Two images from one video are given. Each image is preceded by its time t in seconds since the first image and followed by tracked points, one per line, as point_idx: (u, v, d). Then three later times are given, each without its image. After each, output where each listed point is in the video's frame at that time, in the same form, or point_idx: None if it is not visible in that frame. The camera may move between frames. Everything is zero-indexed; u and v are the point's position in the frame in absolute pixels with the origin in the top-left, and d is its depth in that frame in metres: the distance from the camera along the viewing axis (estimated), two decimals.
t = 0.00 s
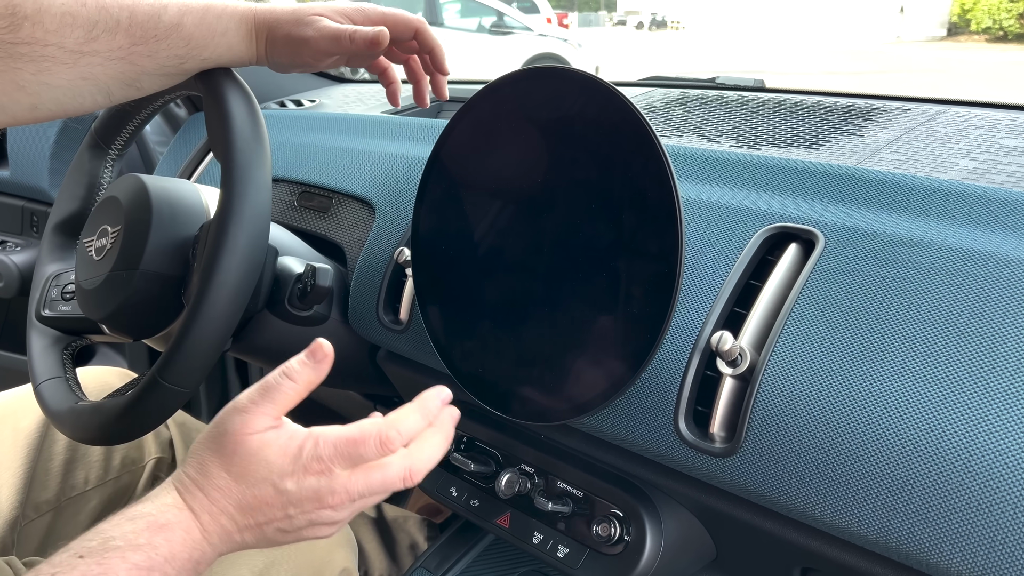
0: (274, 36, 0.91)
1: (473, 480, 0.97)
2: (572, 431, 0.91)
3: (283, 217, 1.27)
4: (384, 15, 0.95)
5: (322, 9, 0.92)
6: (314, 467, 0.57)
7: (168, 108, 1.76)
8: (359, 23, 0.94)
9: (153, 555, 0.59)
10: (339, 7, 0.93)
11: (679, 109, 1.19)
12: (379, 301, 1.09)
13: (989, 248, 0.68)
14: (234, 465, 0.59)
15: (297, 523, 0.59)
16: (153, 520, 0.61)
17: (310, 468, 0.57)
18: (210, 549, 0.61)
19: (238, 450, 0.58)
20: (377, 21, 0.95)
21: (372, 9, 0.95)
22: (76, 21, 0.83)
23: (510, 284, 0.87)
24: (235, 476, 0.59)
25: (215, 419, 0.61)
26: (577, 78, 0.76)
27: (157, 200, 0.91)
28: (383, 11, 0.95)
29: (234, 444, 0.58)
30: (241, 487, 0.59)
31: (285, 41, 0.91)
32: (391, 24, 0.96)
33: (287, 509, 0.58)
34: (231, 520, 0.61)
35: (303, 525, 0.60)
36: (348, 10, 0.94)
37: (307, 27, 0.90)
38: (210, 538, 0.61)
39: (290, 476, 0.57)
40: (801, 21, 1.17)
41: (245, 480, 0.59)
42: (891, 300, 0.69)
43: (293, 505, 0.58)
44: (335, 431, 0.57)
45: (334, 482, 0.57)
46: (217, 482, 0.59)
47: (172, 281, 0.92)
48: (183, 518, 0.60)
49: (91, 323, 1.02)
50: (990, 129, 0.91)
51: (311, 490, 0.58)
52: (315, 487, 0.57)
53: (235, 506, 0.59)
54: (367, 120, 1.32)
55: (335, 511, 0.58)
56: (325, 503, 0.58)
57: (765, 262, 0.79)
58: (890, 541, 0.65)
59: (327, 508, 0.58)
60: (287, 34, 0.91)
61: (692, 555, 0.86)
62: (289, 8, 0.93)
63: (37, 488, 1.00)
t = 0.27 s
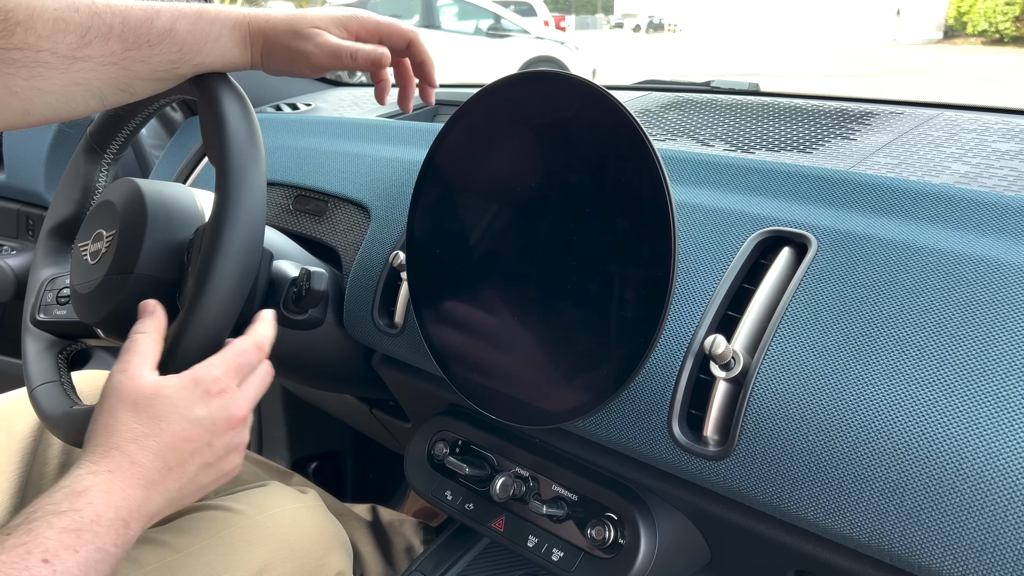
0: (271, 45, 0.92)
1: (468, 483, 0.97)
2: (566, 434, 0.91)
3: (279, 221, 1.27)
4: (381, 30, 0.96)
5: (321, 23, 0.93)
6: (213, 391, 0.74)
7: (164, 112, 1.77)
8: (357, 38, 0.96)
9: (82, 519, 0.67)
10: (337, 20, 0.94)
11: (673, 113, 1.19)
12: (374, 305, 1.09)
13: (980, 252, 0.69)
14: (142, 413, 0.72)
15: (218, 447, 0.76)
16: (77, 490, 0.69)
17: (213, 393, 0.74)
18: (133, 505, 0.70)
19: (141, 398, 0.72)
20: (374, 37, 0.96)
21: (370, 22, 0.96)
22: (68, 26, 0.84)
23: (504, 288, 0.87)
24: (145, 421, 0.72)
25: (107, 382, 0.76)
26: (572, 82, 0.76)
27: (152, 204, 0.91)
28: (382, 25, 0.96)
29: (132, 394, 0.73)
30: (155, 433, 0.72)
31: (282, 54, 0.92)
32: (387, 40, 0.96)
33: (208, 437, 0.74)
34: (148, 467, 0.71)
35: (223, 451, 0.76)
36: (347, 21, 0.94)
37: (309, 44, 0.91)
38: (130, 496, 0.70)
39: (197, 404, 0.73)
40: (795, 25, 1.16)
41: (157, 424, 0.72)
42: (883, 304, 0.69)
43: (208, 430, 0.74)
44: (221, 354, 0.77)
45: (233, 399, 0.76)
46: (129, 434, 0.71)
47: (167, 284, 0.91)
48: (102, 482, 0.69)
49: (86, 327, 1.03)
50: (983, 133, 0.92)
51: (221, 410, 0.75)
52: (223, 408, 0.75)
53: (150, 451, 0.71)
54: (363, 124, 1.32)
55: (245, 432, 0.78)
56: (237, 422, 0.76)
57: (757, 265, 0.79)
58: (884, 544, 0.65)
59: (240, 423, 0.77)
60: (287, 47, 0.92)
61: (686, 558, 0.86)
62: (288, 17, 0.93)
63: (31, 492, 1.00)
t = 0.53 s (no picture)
0: (269, 73, 0.91)
1: (467, 484, 0.97)
2: (565, 435, 0.91)
3: (278, 223, 1.27)
4: (372, 113, 0.95)
5: (327, 80, 0.92)
6: (182, 397, 0.75)
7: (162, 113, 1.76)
8: (348, 107, 0.95)
9: (62, 524, 0.69)
10: (345, 85, 0.93)
11: (672, 114, 1.19)
12: (372, 306, 1.09)
13: (978, 252, 0.69)
14: (116, 423, 0.74)
15: (189, 454, 0.76)
16: (55, 497, 0.71)
17: (181, 400, 0.75)
18: (111, 511, 0.71)
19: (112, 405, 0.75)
20: (361, 114, 0.96)
21: (370, 101, 0.95)
22: (71, 34, 0.83)
23: (503, 289, 0.87)
24: (116, 429, 0.73)
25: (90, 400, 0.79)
26: (571, 85, 0.76)
27: (151, 206, 0.91)
28: (378, 111, 0.96)
29: (109, 403, 0.75)
30: (128, 439, 0.73)
31: (273, 85, 0.92)
32: (372, 121, 0.96)
33: (179, 442, 0.75)
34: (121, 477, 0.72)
35: (195, 457, 0.77)
36: (348, 93, 0.93)
37: (298, 101, 0.91)
38: (107, 502, 0.71)
39: (167, 410, 0.74)
40: (790, 25, 1.22)
41: (129, 431, 0.73)
42: (882, 304, 0.70)
43: (179, 435, 0.75)
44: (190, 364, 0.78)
45: (201, 406, 0.77)
46: (104, 441, 0.73)
47: (166, 286, 0.91)
48: (79, 488, 0.71)
49: (85, 329, 1.03)
50: (981, 134, 0.92)
51: (190, 416, 0.76)
52: (192, 414, 0.76)
53: (126, 457, 0.72)
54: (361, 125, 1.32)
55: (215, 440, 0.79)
56: (206, 428, 0.77)
57: (757, 266, 0.79)
58: (883, 544, 0.66)
59: (209, 431, 0.77)
60: (284, 87, 0.91)
61: (685, 558, 0.86)
62: (304, 53, 0.92)
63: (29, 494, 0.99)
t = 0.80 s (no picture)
0: (269, 69, 0.91)
1: (467, 482, 0.97)
2: (564, 431, 0.91)
3: (276, 221, 1.27)
4: (372, 107, 0.95)
5: (327, 75, 0.92)
6: (179, 397, 0.75)
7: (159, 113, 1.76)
8: (349, 102, 0.95)
9: (62, 523, 0.69)
10: (345, 80, 0.93)
11: (670, 112, 1.19)
12: (372, 304, 1.09)
13: (978, 246, 0.69)
14: (113, 423, 0.73)
15: (189, 454, 0.76)
16: (55, 497, 0.70)
17: (178, 400, 0.75)
18: (111, 511, 0.71)
19: (110, 407, 0.75)
20: (362, 109, 0.96)
21: (370, 95, 0.94)
22: (69, 30, 0.82)
23: (503, 286, 0.87)
24: (115, 430, 0.73)
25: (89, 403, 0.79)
26: (570, 80, 0.76)
27: (150, 204, 0.90)
28: (377, 106, 0.95)
29: (106, 405, 0.75)
30: (125, 440, 0.73)
31: (273, 81, 0.91)
32: (373, 116, 0.96)
33: (177, 441, 0.75)
34: (121, 476, 0.72)
35: (195, 456, 0.77)
36: (349, 87, 0.93)
37: (299, 97, 0.91)
38: (107, 502, 0.71)
39: (165, 410, 0.74)
40: (784, 25, 1.19)
41: (126, 432, 0.73)
42: (882, 298, 0.70)
43: (176, 434, 0.75)
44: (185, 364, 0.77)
45: (199, 405, 0.76)
46: (102, 443, 0.73)
47: (165, 283, 0.91)
48: (78, 488, 0.70)
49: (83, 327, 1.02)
50: (979, 130, 0.92)
51: (188, 415, 0.75)
52: (190, 414, 0.75)
53: (124, 457, 0.72)
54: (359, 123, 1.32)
55: (214, 437, 0.79)
56: (204, 427, 0.77)
57: (757, 261, 0.79)
58: (884, 538, 0.66)
59: (207, 429, 0.77)
60: (284, 82, 0.91)
61: (686, 554, 0.86)
62: (302, 49, 0.92)
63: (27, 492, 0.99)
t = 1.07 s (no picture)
0: (268, 68, 0.90)
1: (466, 481, 0.96)
2: (564, 430, 0.91)
3: (274, 221, 1.27)
4: (371, 106, 0.95)
5: (326, 75, 0.92)
6: (178, 397, 0.74)
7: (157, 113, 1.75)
8: (347, 101, 0.94)
9: (63, 524, 0.68)
10: (344, 79, 0.92)
11: (670, 111, 1.19)
12: (371, 303, 1.09)
13: (979, 244, 0.69)
14: (113, 425, 0.73)
15: (189, 454, 0.76)
16: (55, 498, 0.70)
17: (177, 400, 0.74)
18: (111, 512, 0.71)
19: (109, 409, 0.74)
20: (361, 108, 0.95)
21: (368, 94, 0.94)
22: (67, 28, 0.82)
23: (503, 284, 0.87)
24: (115, 431, 0.73)
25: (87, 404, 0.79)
26: (570, 79, 0.76)
27: (148, 203, 0.90)
28: (377, 105, 0.95)
29: (105, 407, 0.75)
30: (125, 441, 0.72)
31: (272, 80, 0.91)
32: (371, 114, 0.96)
33: (177, 442, 0.75)
34: (121, 477, 0.72)
35: (195, 456, 0.77)
36: (348, 86, 0.93)
37: (297, 96, 0.91)
38: (107, 503, 0.71)
39: (164, 411, 0.74)
40: (783, 26, 1.19)
41: (126, 433, 0.72)
42: (883, 296, 0.70)
43: (176, 435, 0.74)
44: (184, 364, 0.77)
45: (198, 405, 0.76)
46: (102, 444, 0.72)
47: (164, 283, 0.91)
48: (79, 490, 0.70)
49: (81, 327, 1.02)
50: (979, 128, 0.92)
51: (187, 416, 0.75)
52: (190, 414, 0.75)
53: (125, 458, 0.72)
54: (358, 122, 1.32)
55: (214, 438, 0.79)
56: (204, 427, 0.77)
57: (757, 260, 0.79)
58: (886, 536, 0.65)
59: (207, 429, 0.77)
60: (282, 81, 0.91)
61: (686, 553, 0.86)
62: (301, 48, 0.92)
63: (24, 492, 0.98)
